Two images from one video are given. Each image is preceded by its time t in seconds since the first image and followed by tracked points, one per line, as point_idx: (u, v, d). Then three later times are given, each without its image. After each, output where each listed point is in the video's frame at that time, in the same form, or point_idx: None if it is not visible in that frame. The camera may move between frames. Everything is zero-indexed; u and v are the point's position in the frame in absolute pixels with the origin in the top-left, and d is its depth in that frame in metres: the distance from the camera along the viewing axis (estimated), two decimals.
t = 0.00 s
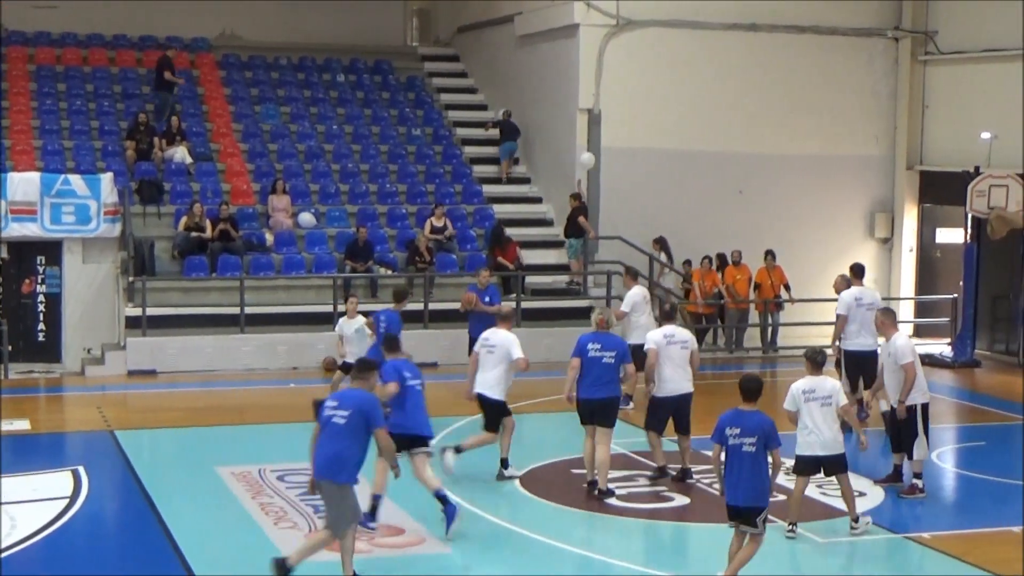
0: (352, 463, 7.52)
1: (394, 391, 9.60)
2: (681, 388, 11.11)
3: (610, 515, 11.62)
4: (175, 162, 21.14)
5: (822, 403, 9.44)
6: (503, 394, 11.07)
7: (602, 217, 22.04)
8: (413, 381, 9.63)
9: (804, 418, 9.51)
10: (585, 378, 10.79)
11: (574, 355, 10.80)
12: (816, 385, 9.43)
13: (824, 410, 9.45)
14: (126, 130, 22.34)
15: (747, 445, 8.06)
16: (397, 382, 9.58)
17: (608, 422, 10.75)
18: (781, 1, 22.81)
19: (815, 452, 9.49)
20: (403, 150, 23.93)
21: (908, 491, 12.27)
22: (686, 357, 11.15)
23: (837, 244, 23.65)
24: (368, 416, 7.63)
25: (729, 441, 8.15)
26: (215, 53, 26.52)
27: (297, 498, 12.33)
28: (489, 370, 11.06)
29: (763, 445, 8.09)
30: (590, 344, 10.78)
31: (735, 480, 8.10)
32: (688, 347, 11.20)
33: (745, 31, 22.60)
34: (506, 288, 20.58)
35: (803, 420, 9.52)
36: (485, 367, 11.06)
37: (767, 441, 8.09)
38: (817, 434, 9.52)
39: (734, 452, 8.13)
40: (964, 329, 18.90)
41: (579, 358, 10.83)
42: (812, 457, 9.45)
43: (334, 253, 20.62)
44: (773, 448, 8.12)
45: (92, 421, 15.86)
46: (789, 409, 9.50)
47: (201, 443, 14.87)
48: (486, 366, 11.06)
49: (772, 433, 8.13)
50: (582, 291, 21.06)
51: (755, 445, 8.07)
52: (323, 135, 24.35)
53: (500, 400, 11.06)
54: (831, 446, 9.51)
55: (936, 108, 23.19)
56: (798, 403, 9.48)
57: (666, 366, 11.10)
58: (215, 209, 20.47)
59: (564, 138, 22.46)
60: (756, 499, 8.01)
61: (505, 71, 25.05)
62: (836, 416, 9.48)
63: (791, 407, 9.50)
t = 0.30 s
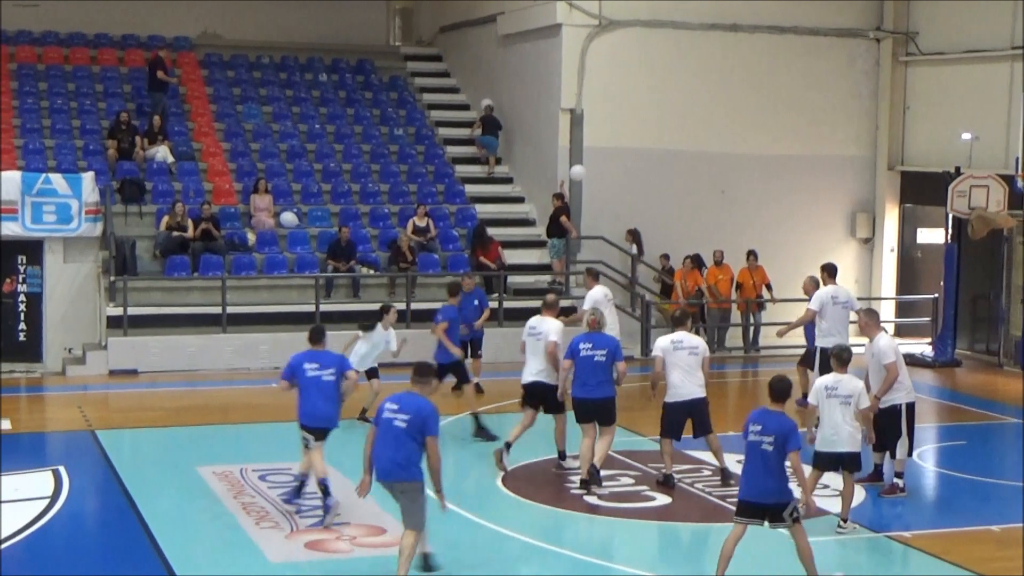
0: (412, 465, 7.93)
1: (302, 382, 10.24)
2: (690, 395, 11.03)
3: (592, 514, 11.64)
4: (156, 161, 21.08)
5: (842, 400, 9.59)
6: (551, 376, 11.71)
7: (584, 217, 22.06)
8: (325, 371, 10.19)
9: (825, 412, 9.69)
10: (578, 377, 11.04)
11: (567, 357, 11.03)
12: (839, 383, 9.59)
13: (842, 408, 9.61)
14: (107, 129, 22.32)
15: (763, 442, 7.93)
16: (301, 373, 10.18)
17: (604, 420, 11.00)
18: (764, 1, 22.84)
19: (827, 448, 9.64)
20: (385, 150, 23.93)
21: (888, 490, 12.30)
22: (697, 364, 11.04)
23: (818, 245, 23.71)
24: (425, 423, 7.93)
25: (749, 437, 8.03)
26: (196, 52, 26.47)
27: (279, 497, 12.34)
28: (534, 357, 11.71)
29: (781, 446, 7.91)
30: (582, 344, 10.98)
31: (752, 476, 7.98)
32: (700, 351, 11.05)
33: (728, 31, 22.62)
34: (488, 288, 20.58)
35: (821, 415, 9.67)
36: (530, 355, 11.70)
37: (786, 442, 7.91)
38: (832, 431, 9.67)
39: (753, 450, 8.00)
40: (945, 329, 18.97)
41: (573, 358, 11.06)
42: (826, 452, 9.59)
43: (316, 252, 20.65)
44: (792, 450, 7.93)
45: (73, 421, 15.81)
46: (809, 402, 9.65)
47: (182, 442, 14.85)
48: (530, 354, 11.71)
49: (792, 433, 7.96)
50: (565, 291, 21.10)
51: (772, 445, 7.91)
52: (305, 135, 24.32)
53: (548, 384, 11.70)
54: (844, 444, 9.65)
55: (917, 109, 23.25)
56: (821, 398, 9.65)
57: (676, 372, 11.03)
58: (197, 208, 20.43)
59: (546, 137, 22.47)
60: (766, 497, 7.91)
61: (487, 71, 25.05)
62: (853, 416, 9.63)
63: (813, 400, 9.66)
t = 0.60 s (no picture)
0: (466, 451, 8.80)
1: (247, 366, 10.79)
2: (714, 393, 11.13)
3: (580, 514, 11.67)
4: (143, 160, 21.04)
5: (858, 400, 9.56)
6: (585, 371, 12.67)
7: (571, 216, 22.07)
8: (269, 361, 10.79)
9: (839, 410, 9.62)
10: (584, 371, 11.47)
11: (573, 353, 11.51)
12: (856, 382, 9.56)
13: (858, 407, 9.57)
14: (93, 128, 22.29)
15: (805, 437, 8.18)
16: (248, 359, 10.74)
17: (606, 413, 11.39)
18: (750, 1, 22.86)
19: (840, 445, 9.56)
20: (372, 149, 23.92)
21: (877, 489, 12.36)
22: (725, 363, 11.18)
23: (805, 244, 23.74)
24: (469, 408, 8.84)
25: (790, 433, 8.27)
26: (183, 51, 26.44)
27: (267, 497, 12.33)
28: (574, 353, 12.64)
29: (822, 438, 8.18)
30: (588, 340, 11.48)
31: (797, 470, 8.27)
32: (726, 351, 11.21)
33: (714, 31, 22.65)
34: (475, 287, 20.58)
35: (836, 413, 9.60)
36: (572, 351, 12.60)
37: (826, 434, 8.18)
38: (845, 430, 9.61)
39: (795, 443, 8.27)
40: (932, 328, 19.01)
41: (578, 354, 11.53)
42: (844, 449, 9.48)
43: (303, 252, 20.60)
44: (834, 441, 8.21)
45: (59, 421, 15.78)
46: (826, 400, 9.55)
47: (169, 442, 14.84)
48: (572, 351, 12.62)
49: (833, 426, 8.21)
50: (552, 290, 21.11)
51: (815, 438, 8.19)
52: (292, 134, 24.30)
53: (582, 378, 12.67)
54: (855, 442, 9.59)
55: (904, 108, 23.29)
56: (836, 396, 9.58)
57: (702, 370, 11.15)
58: (184, 208, 20.41)
59: (534, 136, 22.48)
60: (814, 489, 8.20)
61: (474, 70, 25.04)
62: (868, 415, 9.60)
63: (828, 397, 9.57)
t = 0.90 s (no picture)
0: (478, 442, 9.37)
1: (207, 366, 11.44)
2: (728, 398, 10.87)
3: (577, 519, 11.32)
4: (130, 158, 20.67)
5: (884, 394, 10.14)
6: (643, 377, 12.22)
7: (567, 215, 21.72)
8: (227, 356, 11.39)
9: (869, 409, 10.23)
10: (601, 363, 11.68)
11: (590, 344, 11.67)
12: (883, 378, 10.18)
13: (884, 401, 10.15)
14: (79, 125, 21.94)
15: (841, 443, 8.24)
16: (205, 358, 11.39)
17: (620, 404, 11.64)
18: None
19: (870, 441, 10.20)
20: (365, 147, 23.56)
21: (908, 497, 11.81)
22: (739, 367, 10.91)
23: (804, 243, 23.39)
24: (482, 399, 9.32)
25: (823, 439, 8.31)
26: (172, 48, 26.09)
27: (256, 502, 11.96)
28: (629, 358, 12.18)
29: (858, 444, 8.26)
30: (605, 331, 11.68)
31: (830, 476, 8.32)
32: (742, 356, 10.95)
33: (713, 26, 22.32)
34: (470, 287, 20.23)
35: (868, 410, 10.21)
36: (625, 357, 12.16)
37: (863, 440, 8.25)
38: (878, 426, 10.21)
39: (828, 449, 8.32)
40: (936, 328, 18.67)
41: (594, 346, 11.71)
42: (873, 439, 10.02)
43: (294, 251, 20.20)
44: (869, 446, 8.28)
45: (44, 424, 15.42)
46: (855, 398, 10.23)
47: (156, 445, 14.48)
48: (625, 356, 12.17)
49: (868, 431, 8.28)
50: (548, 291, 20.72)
51: (851, 444, 8.25)
52: (283, 131, 23.90)
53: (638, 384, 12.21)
54: (886, 437, 10.18)
55: (906, 105, 22.96)
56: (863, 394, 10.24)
57: (715, 374, 10.90)
58: (172, 206, 20.03)
59: (529, 132, 22.13)
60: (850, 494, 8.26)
61: (469, 66, 24.68)
62: (897, 408, 10.16)
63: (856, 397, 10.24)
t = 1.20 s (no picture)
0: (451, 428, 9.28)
1: (181, 355, 11.92)
2: (731, 401, 10.75)
3: (566, 522, 11.19)
4: (115, 158, 20.52)
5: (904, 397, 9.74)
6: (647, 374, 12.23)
7: (557, 214, 21.57)
8: (199, 348, 11.87)
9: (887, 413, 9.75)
10: (602, 364, 11.54)
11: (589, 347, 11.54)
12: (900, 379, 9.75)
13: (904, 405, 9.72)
14: (63, 124, 21.75)
15: (884, 459, 7.74)
16: (180, 347, 11.88)
17: (622, 405, 11.52)
18: None
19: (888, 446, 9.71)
20: (353, 146, 23.39)
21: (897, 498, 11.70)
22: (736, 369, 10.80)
23: (795, 242, 23.26)
24: (454, 387, 9.30)
25: (862, 455, 7.78)
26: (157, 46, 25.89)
27: (242, 505, 11.79)
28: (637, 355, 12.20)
29: (899, 461, 7.78)
30: (605, 335, 11.52)
31: (867, 492, 7.81)
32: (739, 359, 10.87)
33: (703, 24, 22.19)
34: (459, 288, 20.09)
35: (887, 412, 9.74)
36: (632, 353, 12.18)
37: (903, 457, 7.78)
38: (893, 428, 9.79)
39: (867, 466, 7.79)
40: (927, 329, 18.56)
41: (593, 349, 11.55)
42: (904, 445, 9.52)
43: (281, 252, 20.04)
44: (907, 463, 7.81)
45: (27, 427, 15.24)
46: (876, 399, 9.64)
47: (140, 448, 14.31)
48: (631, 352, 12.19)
49: (909, 447, 7.81)
50: (537, 291, 20.59)
51: (892, 461, 7.76)
52: (269, 131, 23.70)
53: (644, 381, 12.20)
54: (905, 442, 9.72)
55: (897, 103, 22.85)
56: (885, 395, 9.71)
57: (718, 377, 10.75)
58: (157, 206, 19.86)
59: (519, 131, 21.99)
60: (887, 513, 7.79)
61: (457, 65, 24.52)
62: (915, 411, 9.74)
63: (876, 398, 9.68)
